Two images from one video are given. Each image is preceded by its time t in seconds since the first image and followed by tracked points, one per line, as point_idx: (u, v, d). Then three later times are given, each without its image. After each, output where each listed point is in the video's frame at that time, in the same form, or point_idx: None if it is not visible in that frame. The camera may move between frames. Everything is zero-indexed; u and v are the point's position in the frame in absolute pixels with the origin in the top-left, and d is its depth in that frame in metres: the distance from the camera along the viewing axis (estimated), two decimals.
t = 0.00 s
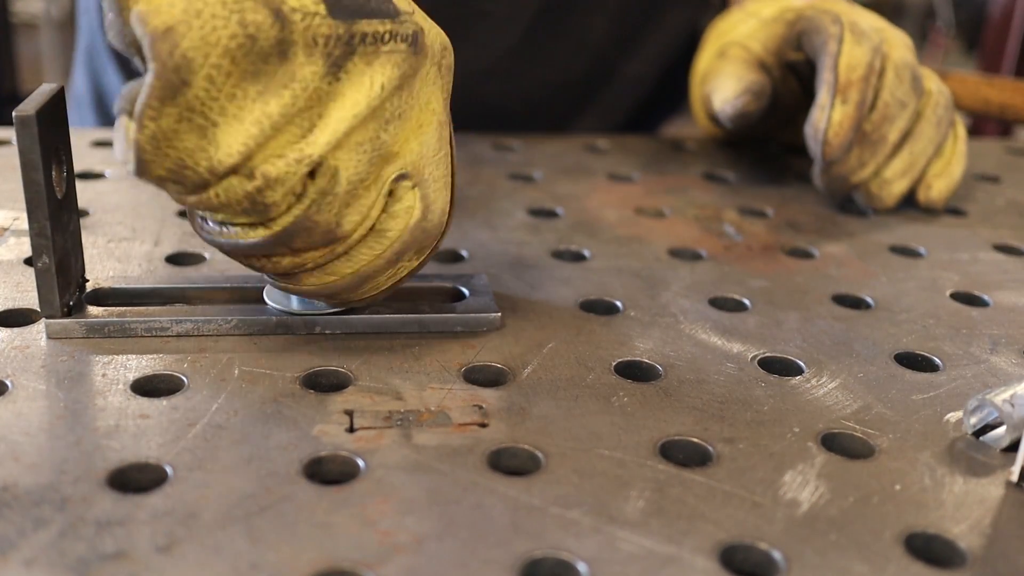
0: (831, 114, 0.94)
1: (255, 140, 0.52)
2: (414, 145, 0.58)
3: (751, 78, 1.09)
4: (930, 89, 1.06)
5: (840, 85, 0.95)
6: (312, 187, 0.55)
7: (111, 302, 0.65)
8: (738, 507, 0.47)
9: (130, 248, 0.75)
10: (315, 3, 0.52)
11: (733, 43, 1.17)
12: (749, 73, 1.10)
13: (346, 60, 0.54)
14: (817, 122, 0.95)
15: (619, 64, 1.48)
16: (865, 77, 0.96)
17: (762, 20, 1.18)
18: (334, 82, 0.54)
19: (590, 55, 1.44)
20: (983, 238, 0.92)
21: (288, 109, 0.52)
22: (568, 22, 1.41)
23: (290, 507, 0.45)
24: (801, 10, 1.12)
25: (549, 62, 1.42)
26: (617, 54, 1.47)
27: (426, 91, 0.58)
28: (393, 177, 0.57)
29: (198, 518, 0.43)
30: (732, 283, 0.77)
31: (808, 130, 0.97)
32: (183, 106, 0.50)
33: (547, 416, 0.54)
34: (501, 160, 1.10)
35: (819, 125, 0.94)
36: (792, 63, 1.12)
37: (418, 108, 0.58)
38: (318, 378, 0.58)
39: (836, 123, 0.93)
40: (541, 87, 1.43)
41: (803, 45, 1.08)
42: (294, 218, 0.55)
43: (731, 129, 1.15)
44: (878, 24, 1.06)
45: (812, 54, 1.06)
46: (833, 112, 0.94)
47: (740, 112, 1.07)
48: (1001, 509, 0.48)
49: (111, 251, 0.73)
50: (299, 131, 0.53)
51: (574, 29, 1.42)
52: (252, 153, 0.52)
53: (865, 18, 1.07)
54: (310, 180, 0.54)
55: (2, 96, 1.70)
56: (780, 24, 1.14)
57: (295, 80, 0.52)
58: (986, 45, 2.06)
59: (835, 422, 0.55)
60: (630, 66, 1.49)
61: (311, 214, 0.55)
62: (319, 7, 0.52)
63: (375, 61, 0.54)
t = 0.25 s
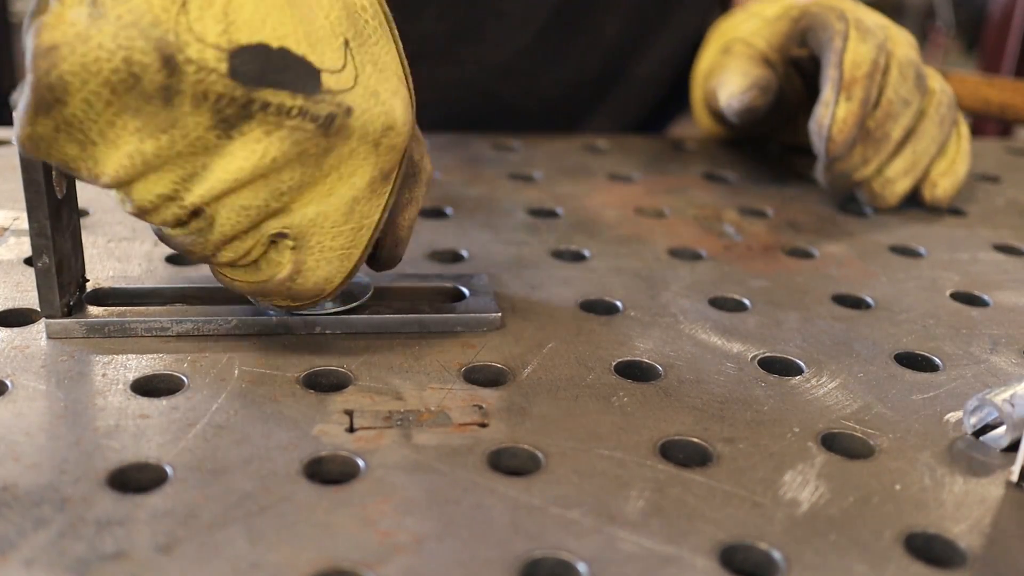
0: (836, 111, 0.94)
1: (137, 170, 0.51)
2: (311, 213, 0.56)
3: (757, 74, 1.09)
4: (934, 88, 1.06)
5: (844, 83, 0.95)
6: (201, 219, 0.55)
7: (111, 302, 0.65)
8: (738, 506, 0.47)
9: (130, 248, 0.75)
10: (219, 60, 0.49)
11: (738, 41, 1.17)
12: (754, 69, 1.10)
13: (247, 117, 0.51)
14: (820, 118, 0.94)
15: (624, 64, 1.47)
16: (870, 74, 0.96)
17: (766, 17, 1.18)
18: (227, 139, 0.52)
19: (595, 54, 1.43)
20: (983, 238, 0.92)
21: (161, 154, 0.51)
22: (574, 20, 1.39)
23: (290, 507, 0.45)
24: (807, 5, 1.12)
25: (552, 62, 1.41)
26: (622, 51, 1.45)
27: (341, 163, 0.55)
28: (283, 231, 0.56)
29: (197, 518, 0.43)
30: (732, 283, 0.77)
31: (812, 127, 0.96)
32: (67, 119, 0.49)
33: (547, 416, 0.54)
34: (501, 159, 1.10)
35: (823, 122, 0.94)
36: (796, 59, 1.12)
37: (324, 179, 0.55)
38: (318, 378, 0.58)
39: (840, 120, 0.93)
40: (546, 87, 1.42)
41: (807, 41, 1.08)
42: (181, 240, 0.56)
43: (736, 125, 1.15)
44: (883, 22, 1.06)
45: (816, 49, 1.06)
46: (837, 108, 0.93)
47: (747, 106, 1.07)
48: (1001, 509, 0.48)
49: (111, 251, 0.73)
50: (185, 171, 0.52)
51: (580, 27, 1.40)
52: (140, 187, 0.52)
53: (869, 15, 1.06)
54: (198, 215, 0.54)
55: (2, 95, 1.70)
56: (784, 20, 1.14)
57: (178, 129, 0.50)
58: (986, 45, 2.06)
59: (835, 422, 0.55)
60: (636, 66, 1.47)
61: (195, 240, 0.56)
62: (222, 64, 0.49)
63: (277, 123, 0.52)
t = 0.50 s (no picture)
0: (830, 112, 0.94)
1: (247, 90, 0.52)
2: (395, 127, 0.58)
3: (753, 79, 1.09)
4: (929, 85, 1.06)
5: (838, 83, 0.95)
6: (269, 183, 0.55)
7: (111, 303, 0.65)
8: (738, 507, 0.47)
9: (129, 248, 0.75)
10: None
11: (733, 45, 1.17)
12: (749, 74, 1.10)
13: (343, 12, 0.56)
14: (816, 119, 0.95)
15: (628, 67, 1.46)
16: (865, 73, 0.96)
17: (759, 20, 1.18)
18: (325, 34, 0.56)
19: (597, 55, 1.42)
20: (983, 238, 0.92)
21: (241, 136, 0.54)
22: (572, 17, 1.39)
23: (290, 508, 0.45)
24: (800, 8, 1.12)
25: (553, 62, 1.41)
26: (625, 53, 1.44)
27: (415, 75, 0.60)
28: (369, 147, 0.57)
29: (198, 518, 0.43)
30: (732, 283, 0.77)
31: (808, 127, 0.97)
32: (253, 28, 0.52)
33: (547, 416, 0.54)
34: (501, 160, 1.10)
35: (819, 123, 0.95)
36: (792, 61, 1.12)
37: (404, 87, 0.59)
38: (318, 378, 0.58)
39: (836, 120, 0.94)
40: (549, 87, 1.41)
41: (801, 44, 1.09)
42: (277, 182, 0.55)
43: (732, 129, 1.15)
44: (876, 21, 1.06)
45: (811, 52, 1.05)
46: (832, 109, 0.94)
47: (744, 112, 1.07)
48: (1001, 509, 0.48)
49: (111, 251, 0.73)
50: (283, 63, 0.53)
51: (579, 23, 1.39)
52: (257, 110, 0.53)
53: (863, 14, 1.07)
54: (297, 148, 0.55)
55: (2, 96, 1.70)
56: (777, 23, 1.14)
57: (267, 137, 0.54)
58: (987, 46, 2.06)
59: (835, 422, 0.55)
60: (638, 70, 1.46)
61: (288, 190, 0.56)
62: None
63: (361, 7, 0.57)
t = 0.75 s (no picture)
0: (831, 109, 0.94)
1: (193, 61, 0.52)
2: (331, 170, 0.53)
3: (755, 77, 1.09)
4: (930, 86, 1.06)
5: (840, 81, 0.95)
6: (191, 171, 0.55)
7: (111, 303, 0.65)
8: (738, 507, 0.47)
9: (129, 248, 0.75)
10: None
11: (734, 44, 1.17)
12: (751, 71, 1.10)
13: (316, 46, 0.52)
14: (816, 117, 0.95)
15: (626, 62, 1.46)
16: (866, 72, 0.96)
17: (762, 20, 1.18)
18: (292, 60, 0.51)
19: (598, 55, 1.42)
20: (983, 238, 0.92)
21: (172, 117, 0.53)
22: (576, 15, 1.39)
23: (290, 508, 0.45)
24: (802, 7, 1.12)
25: (555, 61, 1.41)
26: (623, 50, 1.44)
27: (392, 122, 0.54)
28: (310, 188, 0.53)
29: (197, 518, 0.43)
30: (732, 283, 0.77)
31: (808, 124, 0.96)
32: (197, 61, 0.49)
33: (547, 416, 0.54)
34: (501, 160, 1.10)
35: (819, 120, 0.94)
36: (795, 60, 1.12)
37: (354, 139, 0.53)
38: (318, 378, 0.58)
39: (836, 118, 0.94)
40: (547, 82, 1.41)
41: (804, 41, 1.08)
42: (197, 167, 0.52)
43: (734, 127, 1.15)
44: (878, 20, 1.06)
45: (813, 49, 1.05)
46: (833, 106, 0.94)
47: (745, 108, 1.06)
48: (1001, 509, 0.48)
49: (111, 251, 0.73)
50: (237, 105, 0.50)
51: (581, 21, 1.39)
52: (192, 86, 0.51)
53: (865, 13, 1.07)
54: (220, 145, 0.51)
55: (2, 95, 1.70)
56: (780, 23, 1.14)
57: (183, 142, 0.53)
58: (987, 46, 2.06)
59: (835, 422, 0.55)
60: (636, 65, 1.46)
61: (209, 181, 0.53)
62: None
63: (358, 31, 0.53)
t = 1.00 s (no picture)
0: (832, 108, 0.93)
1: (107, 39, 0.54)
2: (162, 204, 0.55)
3: (756, 74, 1.09)
4: (931, 84, 1.06)
5: (841, 79, 0.94)
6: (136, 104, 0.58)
7: (111, 303, 0.65)
8: (738, 506, 0.47)
9: (129, 248, 0.75)
10: (188, 54, 0.48)
11: (733, 40, 1.17)
12: (751, 69, 1.10)
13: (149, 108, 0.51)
14: (816, 115, 0.94)
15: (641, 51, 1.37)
16: (867, 70, 0.96)
17: (760, 16, 1.18)
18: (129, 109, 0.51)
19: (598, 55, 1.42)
20: (983, 238, 0.92)
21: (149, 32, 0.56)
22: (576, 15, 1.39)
23: (290, 507, 0.45)
24: (802, 6, 1.12)
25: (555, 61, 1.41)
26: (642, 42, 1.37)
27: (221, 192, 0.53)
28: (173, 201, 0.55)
29: (198, 518, 0.43)
30: (732, 283, 0.77)
31: (809, 122, 0.96)
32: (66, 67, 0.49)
33: (547, 416, 0.54)
34: (501, 160, 1.10)
35: (819, 118, 0.94)
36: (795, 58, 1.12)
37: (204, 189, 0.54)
38: (318, 378, 0.58)
39: (837, 116, 0.93)
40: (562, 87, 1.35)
41: (804, 40, 1.08)
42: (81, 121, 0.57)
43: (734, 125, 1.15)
44: (879, 18, 1.06)
45: (813, 47, 1.05)
46: (834, 105, 0.93)
47: (747, 105, 1.07)
48: (1001, 509, 0.48)
49: (111, 251, 0.73)
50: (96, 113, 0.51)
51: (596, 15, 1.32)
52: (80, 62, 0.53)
53: (866, 12, 1.06)
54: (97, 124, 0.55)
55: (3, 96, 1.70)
56: (778, 19, 1.14)
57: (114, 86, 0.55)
58: (987, 46, 2.06)
59: (835, 422, 0.55)
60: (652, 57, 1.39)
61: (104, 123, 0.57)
62: (192, 60, 0.48)
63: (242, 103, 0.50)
